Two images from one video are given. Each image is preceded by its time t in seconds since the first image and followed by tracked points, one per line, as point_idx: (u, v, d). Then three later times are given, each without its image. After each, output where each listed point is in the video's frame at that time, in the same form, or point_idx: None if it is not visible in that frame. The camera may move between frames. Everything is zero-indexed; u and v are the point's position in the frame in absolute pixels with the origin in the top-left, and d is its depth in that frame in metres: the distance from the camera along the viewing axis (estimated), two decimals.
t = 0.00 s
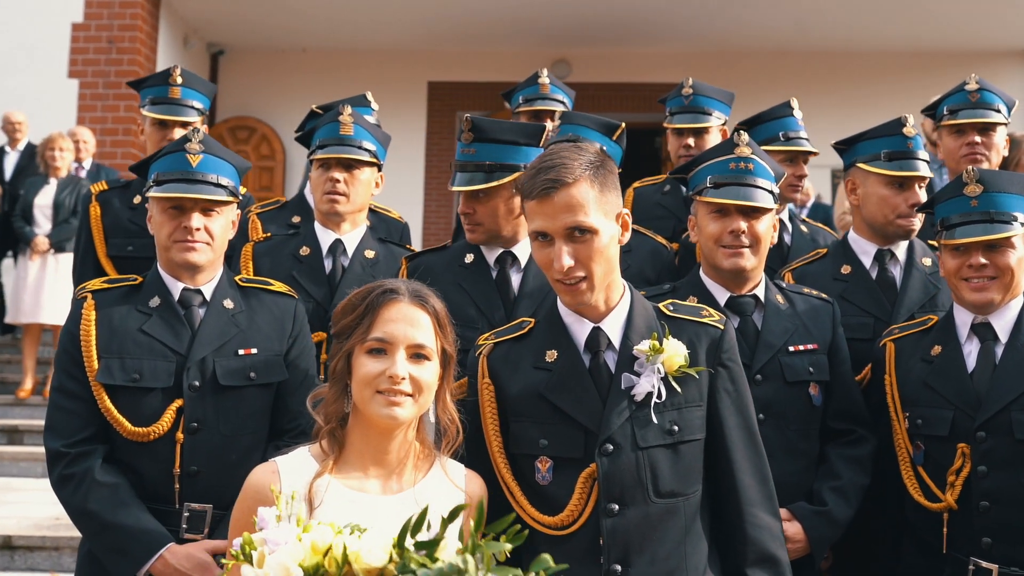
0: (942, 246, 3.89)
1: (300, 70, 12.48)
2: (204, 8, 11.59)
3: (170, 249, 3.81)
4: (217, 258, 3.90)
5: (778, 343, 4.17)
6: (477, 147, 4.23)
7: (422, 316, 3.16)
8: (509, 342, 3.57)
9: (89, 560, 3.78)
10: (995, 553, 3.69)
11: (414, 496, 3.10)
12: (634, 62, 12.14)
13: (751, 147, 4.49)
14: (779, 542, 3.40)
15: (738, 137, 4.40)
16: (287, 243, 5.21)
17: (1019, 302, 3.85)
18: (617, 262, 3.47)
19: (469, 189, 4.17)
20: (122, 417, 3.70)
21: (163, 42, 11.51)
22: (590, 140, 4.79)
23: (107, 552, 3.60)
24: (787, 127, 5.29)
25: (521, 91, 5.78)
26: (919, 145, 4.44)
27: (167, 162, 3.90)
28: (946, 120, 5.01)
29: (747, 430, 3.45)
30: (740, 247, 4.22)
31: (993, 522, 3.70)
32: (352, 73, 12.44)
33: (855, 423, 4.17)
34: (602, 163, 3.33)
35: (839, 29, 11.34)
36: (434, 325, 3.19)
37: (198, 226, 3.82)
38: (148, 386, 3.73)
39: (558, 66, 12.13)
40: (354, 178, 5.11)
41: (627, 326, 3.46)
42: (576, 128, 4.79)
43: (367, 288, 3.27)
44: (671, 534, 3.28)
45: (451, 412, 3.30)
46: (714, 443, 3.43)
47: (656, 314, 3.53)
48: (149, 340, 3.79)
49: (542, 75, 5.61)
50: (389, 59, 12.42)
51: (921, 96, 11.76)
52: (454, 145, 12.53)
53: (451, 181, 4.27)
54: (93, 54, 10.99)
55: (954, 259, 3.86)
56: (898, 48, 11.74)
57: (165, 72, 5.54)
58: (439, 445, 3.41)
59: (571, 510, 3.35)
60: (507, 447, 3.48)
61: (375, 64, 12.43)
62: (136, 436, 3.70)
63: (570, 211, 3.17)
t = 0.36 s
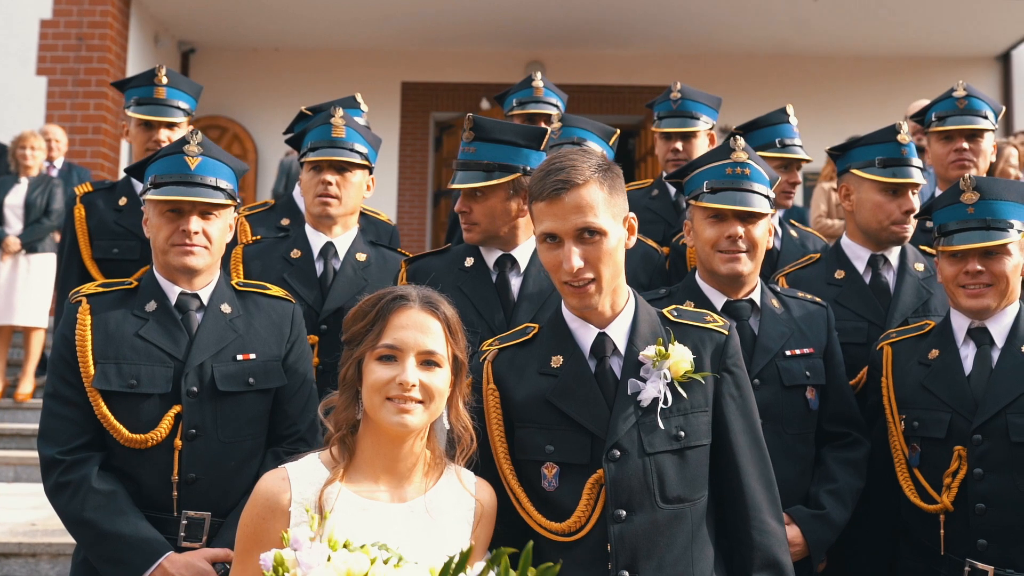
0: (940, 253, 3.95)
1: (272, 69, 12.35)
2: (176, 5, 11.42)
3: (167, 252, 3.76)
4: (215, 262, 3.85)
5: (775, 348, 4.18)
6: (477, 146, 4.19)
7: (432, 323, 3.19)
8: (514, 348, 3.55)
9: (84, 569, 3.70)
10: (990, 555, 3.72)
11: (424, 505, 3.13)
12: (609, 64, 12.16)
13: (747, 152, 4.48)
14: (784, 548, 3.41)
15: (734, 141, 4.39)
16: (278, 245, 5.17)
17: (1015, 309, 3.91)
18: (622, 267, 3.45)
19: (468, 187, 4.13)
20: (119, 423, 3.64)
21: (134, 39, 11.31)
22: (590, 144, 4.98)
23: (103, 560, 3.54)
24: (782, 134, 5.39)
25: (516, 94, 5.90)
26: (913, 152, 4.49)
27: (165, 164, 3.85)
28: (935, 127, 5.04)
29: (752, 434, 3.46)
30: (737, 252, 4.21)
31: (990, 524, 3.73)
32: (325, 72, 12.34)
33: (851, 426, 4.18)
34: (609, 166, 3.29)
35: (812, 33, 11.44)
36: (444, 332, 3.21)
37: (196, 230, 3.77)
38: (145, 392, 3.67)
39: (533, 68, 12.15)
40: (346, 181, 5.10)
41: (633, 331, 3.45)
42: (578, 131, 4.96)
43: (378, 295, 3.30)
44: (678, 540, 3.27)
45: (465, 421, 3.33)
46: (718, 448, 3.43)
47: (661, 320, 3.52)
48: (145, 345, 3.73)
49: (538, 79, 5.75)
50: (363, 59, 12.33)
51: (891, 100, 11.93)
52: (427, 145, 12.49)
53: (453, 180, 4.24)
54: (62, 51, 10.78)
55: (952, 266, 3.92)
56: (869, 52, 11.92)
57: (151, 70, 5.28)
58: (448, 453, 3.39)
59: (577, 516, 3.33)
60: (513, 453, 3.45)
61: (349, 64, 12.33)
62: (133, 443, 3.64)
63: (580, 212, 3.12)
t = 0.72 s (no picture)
0: (934, 256, 4.01)
1: (240, 66, 12.21)
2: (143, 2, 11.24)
3: (162, 253, 3.71)
4: (210, 263, 3.80)
5: (767, 350, 4.18)
6: (474, 144, 4.16)
7: (439, 326, 3.17)
8: (515, 350, 3.54)
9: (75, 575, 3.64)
10: (982, 552, 3.77)
11: (431, 509, 3.13)
12: (580, 65, 12.17)
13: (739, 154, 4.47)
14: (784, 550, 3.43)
15: (726, 144, 4.37)
16: (264, 246, 5.12)
17: (1006, 312, 4.00)
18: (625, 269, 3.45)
19: (464, 184, 4.12)
20: (112, 427, 3.59)
21: (99, 36, 11.11)
22: (588, 147, 5.04)
23: (97, 567, 3.47)
24: (771, 137, 5.45)
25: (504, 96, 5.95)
26: (903, 157, 4.54)
27: (160, 163, 3.80)
28: (919, 130, 5.11)
29: (753, 437, 3.47)
30: (728, 256, 4.23)
31: (981, 522, 3.78)
32: (293, 71, 12.21)
33: (842, 427, 4.21)
34: (615, 167, 3.29)
35: (782, 37, 11.53)
36: (450, 334, 3.19)
37: (192, 230, 3.72)
38: (139, 395, 3.61)
39: (504, 68, 12.12)
40: (335, 182, 5.08)
41: (635, 334, 3.45)
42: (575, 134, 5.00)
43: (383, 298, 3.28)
44: (681, 542, 3.27)
45: (473, 423, 3.33)
46: (720, 450, 3.43)
47: (662, 323, 3.52)
48: (139, 347, 3.68)
49: (525, 81, 5.80)
50: (333, 59, 12.24)
51: (858, 103, 12.04)
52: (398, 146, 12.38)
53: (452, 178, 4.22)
54: (26, 47, 10.56)
55: (946, 270, 3.98)
56: (836, 56, 12.03)
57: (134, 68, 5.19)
58: (455, 457, 3.39)
59: (580, 519, 3.32)
60: (515, 456, 3.44)
61: (319, 64, 12.23)
62: (127, 447, 3.58)
63: (587, 212, 3.11)
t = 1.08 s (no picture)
0: (925, 256, 4.16)
1: (204, 63, 12.06)
2: None
3: (154, 253, 3.66)
4: (203, 262, 3.75)
5: (758, 350, 4.20)
6: (471, 141, 4.16)
7: (444, 327, 3.17)
8: (515, 349, 3.53)
9: None
10: (971, 549, 3.84)
11: (434, 511, 3.11)
12: (550, 66, 12.14)
13: (729, 156, 4.45)
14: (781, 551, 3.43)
15: (716, 147, 4.36)
16: (249, 245, 5.06)
17: (993, 313, 4.10)
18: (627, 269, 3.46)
19: (459, 180, 4.10)
20: (105, 428, 3.53)
21: (63, 31, 10.89)
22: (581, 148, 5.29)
23: (90, 570, 3.42)
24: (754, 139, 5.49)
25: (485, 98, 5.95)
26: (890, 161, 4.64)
27: (153, 161, 3.75)
28: (902, 134, 5.18)
29: (750, 439, 3.49)
30: (719, 259, 4.21)
31: (971, 519, 3.85)
32: (257, 70, 12.09)
33: (831, 427, 4.24)
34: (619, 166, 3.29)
35: (750, 40, 11.58)
36: (456, 335, 3.19)
37: (186, 229, 3.67)
38: (132, 397, 3.56)
39: (473, 68, 12.04)
40: (321, 181, 5.04)
41: (636, 334, 3.44)
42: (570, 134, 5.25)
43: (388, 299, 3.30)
44: (682, 543, 3.26)
45: (477, 425, 3.32)
46: (718, 452, 3.44)
47: (662, 324, 3.52)
48: (131, 347, 3.62)
49: (507, 81, 5.81)
50: (300, 57, 12.09)
51: (826, 106, 12.10)
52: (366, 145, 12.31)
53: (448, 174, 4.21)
54: None
55: (938, 269, 4.11)
56: (803, 60, 12.10)
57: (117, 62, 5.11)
58: (459, 459, 3.39)
59: (582, 520, 3.30)
60: (516, 457, 3.42)
61: (286, 62, 12.07)
62: (121, 449, 3.53)
63: (593, 209, 3.11)
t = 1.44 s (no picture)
0: (908, 258, 4.25)
1: (151, 58, 11.59)
2: None
3: (143, 251, 3.60)
4: (192, 261, 3.70)
5: (745, 351, 4.25)
6: (464, 140, 4.16)
7: (444, 329, 3.16)
8: (510, 349, 3.53)
9: None
10: (954, 545, 3.91)
11: (433, 514, 3.09)
12: (516, 65, 11.88)
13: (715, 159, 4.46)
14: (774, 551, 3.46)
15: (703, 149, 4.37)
16: (231, 245, 5.01)
17: (974, 315, 4.18)
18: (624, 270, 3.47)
19: (452, 179, 4.11)
20: (93, 431, 3.47)
21: (18, 24, 10.52)
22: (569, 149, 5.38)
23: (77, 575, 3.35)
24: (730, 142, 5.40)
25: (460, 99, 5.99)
26: (871, 165, 4.71)
27: (142, 158, 3.70)
28: (880, 138, 5.25)
29: (744, 440, 3.50)
30: (707, 260, 4.23)
31: (954, 517, 3.92)
32: (204, 67, 11.66)
33: (816, 427, 4.28)
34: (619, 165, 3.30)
35: (719, 43, 11.47)
36: (455, 337, 3.18)
37: (175, 228, 3.62)
38: (121, 398, 3.50)
39: (437, 67, 11.78)
40: (303, 178, 4.99)
41: (632, 335, 3.46)
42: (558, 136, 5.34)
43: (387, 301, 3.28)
44: (678, 544, 3.28)
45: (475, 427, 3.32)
46: (712, 453, 3.46)
47: (657, 325, 3.54)
48: (119, 348, 3.56)
49: (478, 81, 5.82)
50: (259, 54, 11.70)
51: (796, 109, 11.98)
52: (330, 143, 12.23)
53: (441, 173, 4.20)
54: None
55: (922, 271, 4.20)
56: (770, 64, 11.98)
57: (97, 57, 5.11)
58: (456, 460, 3.39)
59: (579, 520, 3.30)
60: (512, 458, 3.41)
61: (248, 59, 11.70)
62: (109, 451, 3.47)
63: (596, 207, 3.11)
